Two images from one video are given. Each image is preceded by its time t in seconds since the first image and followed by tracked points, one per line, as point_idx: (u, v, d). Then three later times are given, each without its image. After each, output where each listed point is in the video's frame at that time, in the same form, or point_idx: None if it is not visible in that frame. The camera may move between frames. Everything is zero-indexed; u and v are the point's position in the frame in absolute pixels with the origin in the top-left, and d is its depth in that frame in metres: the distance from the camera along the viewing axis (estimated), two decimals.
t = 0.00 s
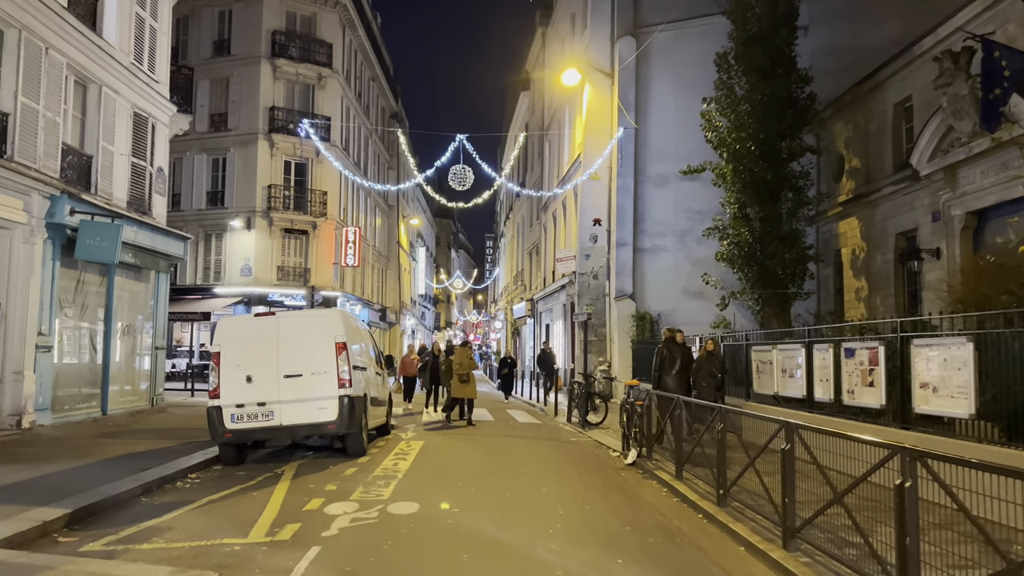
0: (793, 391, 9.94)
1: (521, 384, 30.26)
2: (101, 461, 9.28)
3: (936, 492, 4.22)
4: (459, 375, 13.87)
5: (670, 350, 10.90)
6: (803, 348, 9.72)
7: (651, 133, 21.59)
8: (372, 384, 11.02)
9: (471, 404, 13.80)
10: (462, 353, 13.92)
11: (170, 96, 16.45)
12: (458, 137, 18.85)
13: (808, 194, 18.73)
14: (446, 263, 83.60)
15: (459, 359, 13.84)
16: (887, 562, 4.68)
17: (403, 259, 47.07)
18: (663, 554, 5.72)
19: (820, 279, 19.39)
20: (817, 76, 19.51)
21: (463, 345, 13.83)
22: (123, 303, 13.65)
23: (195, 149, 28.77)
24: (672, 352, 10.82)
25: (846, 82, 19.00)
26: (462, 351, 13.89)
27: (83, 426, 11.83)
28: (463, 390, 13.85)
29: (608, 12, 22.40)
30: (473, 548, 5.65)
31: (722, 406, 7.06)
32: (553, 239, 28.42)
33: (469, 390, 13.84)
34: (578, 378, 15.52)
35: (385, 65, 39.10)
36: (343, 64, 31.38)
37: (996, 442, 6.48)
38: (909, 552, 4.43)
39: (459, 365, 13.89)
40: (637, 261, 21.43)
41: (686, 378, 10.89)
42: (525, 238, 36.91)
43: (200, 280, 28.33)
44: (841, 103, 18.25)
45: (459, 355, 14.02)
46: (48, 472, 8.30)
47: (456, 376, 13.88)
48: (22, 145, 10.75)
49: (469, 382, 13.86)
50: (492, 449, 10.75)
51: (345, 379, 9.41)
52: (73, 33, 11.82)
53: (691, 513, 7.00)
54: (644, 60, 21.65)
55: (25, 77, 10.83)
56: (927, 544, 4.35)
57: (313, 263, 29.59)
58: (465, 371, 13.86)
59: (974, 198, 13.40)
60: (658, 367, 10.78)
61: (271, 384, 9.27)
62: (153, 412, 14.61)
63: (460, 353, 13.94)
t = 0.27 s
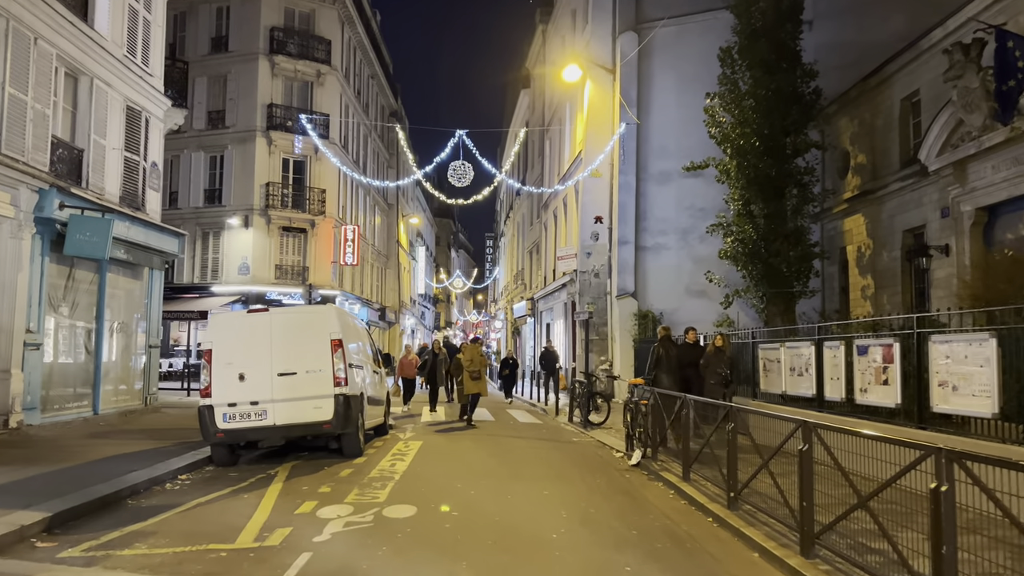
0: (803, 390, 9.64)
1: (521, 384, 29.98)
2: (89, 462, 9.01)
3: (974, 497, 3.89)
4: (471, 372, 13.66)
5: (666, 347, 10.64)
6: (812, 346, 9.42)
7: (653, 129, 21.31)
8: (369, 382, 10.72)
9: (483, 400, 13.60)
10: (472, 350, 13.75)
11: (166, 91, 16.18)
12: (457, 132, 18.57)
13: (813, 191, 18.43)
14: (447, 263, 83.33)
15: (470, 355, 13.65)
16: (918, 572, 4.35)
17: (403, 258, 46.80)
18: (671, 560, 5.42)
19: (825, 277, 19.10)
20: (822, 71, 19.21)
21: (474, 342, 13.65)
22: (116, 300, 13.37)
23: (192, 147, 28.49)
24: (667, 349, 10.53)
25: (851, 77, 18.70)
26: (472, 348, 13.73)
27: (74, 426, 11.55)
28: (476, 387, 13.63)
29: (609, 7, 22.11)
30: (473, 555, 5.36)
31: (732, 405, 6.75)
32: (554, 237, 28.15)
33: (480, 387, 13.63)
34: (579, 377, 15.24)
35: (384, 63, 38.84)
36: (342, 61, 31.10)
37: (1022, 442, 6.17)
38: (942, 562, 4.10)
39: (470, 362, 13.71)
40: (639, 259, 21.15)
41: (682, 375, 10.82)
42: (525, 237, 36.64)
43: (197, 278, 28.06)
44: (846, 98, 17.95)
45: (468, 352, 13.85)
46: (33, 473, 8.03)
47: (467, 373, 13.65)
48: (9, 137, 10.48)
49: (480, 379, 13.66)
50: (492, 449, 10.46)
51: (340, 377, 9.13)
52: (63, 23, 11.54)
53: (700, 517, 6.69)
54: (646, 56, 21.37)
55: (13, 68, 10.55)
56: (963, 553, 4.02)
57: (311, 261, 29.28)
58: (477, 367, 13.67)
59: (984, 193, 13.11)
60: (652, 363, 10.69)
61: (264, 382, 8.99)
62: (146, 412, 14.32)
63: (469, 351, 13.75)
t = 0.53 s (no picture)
0: (816, 394, 9.33)
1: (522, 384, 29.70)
2: (76, 467, 8.69)
3: None
4: (485, 378, 13.07)
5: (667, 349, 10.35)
6: (826, 347, 9.11)
7: (656, 126, 20.99)
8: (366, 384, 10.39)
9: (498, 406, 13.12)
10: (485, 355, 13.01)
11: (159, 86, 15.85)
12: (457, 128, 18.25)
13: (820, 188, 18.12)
14: (447, 262, 83.03)
15: (484, 361, 12.91)
16: None
17: (402, 257, 46.51)
18: None
19: (831, 276, 18.79)
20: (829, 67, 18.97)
21: (486, 345, 12.87)
22: (108, 300, 13.06)
23: (189, 144, 28.18)
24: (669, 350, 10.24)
25: (857, 72, 18.38)
26: (486, 352, 12.95)
27: (63, 430, 11.23)
28: (491, 393, 13.11)
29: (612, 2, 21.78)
30: (475, 571, 5.04)
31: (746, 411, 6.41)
32: (555, 236, 27.83)
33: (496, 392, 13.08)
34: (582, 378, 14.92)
35: (384, 60, 38.51)
36: (341, 58, 30.79)
37: None
38: None
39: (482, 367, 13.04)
40: (642, 257, 20.84)
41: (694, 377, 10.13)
42: (526, 236, 36.34)
43: (195, 278, 27.76)
44: (854, 94, 17.61)
45: (480, 356, 13.08)
46: (16, 481, 7.71)
47: (481, 379, 13.05)
48: None
49: (495, 383, 13.07)
50: (493, 454, 10.15)
51: (336, 380, 8.81)
52: (52, 15, 11.21)
53: (713, 529, 6.38)
54: (649, 51, 21.04)
55: None
56: None
57: (310, 260, 28.93)
58: (491, 374, 13.06)
59: (998, 190, 12.78)
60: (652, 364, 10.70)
61: (257, 386, 8.66)
62: (140, 414, 14.00)
63: (483, 354, 12.99)
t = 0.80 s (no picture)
0: (824, 392, 9.04)
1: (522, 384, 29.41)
2: (59, 468, 8.40)
3: None
4: (497, 376, 12.73)
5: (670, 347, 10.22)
6: (835, 344, 8.82)
7: (658, 122, 20.71)
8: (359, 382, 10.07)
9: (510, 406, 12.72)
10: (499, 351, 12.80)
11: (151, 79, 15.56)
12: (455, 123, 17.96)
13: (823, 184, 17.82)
14: (447, 261, 82.74)
15: (497, 357, 12.67)
16: None
17: (402, 256, 46.24)
18: None
19: (835, 273, 18.50)
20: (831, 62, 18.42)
21: (501, 343, 12.67)
22: (97, 297, 12.77)
23: (186, 142, 27.90)
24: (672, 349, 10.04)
25: (862, 67, 18.07)
26: (500, 349, 12.76)
27: (49, 429, 10.94)
28: (503, 391, 12.71)
29: None
30: None
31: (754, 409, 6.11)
32: (555, 234, 27.54)
33: (508, 391, 12.71)
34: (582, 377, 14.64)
35: (383, 57, 38.22)
36: (339, 55, 30.50)
37: None
38: None
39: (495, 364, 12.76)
40: (643, 255, 20.55)
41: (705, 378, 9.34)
42: (526, 235, 36.03)
43: (191, 276, 27.48)
44: (859, 88, 17.31)
45: (494, 353, 12.87)
46: None
47: (493, 376, 12.74)
48: None
49: (507, 382, 12.74)
50: (491, 454, 9.87)
51: (328, 378, 8.51)
52: (38, 3, 10.92)
53: (720, 533, 6.09)
54: (651, 46, 20.76)
55: None
56: None
57: (308, 259, 28.61)
58: (504, 371, 12.75)
59: (1007, 184, 12.50)
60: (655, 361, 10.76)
61: (246, 384, 8.38)
62: (131, 414, 13.71)
63: (496, 352, 12.79)
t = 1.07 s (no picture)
0: (833, 396, 8.74)
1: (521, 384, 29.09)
2: (40, 475, 8.09)
3: None
4: (508, 380, 12.35)
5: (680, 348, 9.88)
6: (845, 347, 8.52)
7: (659, 119, 20.41)
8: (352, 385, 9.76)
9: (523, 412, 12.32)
10: (511, 354, 12.45)
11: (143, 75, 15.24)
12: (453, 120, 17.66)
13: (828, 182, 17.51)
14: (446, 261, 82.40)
15: (509, 361, 12.32)
16: None
17: (400, 256, 45.91)
18: None
19: (840, 273, 18.19)
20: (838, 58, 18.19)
21: (513, 345, 12.33)
22: (86, 297, 12.46)
23: (182, 140, 27.62)
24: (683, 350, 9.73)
25: (869, 63, 17.77)
26: (511, 352, 12.42)
27: (35, 433, 10.63)
28: (514, 396, 12.32)
29: None
30: None
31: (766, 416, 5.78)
32: (555, 233, 27.22)
33: (519, 396, 12.32)
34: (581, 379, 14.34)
35: (381, 55, 37.89)
36: (336, 52, 30.18)
37: None
38: None
39: (507, 368, 12.39)
40: (645, 254, 20.25)
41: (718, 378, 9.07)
42: (526, 234, 35.73)
43: (187, 276, 27.19)
44: (864, 84, 16.99)
45: (506, 356, 12.50)
46: None
47: (504, 380, 12.36)
48: None
49: (519, 387, 12.34)
50: (489, 460, 9.56)
51: (319, 382, 8.21)
52: None
53: (730, 546, 5.78)
54: (652, 42, 20.45)
55: None
56: None
57: (305, 258, 28.28)
58: (516, 375, 12.39)
59: (1018, 181, 12.19)
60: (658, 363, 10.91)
61: (234, 387, 8.06)
62: (121, 416, 13.41)
63: (508, 355, 12.43)
